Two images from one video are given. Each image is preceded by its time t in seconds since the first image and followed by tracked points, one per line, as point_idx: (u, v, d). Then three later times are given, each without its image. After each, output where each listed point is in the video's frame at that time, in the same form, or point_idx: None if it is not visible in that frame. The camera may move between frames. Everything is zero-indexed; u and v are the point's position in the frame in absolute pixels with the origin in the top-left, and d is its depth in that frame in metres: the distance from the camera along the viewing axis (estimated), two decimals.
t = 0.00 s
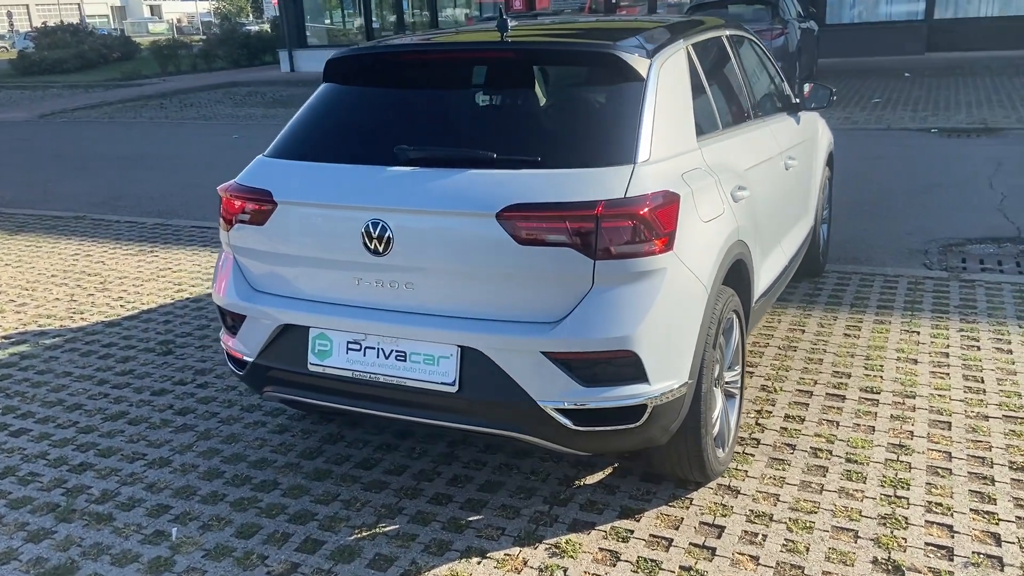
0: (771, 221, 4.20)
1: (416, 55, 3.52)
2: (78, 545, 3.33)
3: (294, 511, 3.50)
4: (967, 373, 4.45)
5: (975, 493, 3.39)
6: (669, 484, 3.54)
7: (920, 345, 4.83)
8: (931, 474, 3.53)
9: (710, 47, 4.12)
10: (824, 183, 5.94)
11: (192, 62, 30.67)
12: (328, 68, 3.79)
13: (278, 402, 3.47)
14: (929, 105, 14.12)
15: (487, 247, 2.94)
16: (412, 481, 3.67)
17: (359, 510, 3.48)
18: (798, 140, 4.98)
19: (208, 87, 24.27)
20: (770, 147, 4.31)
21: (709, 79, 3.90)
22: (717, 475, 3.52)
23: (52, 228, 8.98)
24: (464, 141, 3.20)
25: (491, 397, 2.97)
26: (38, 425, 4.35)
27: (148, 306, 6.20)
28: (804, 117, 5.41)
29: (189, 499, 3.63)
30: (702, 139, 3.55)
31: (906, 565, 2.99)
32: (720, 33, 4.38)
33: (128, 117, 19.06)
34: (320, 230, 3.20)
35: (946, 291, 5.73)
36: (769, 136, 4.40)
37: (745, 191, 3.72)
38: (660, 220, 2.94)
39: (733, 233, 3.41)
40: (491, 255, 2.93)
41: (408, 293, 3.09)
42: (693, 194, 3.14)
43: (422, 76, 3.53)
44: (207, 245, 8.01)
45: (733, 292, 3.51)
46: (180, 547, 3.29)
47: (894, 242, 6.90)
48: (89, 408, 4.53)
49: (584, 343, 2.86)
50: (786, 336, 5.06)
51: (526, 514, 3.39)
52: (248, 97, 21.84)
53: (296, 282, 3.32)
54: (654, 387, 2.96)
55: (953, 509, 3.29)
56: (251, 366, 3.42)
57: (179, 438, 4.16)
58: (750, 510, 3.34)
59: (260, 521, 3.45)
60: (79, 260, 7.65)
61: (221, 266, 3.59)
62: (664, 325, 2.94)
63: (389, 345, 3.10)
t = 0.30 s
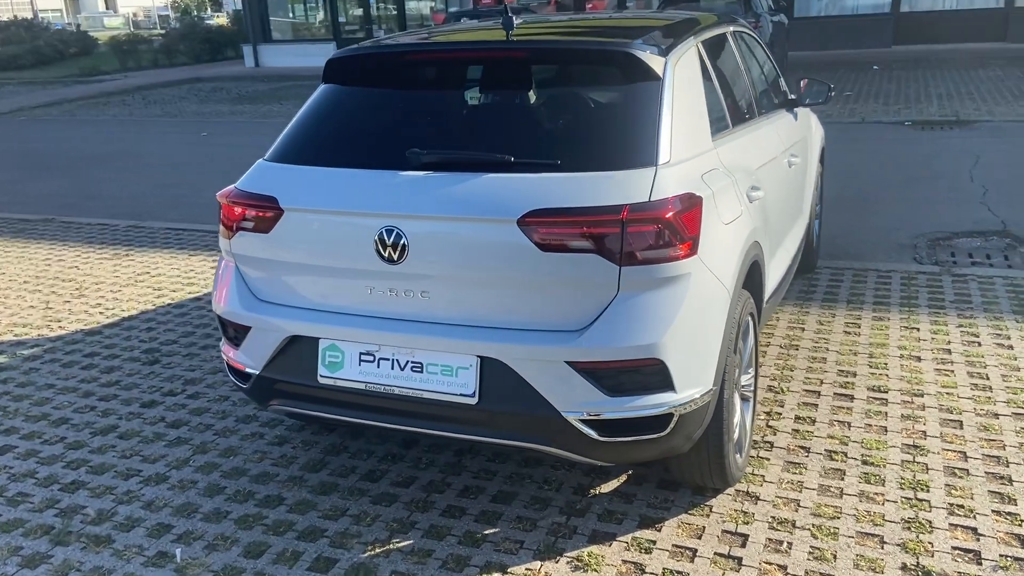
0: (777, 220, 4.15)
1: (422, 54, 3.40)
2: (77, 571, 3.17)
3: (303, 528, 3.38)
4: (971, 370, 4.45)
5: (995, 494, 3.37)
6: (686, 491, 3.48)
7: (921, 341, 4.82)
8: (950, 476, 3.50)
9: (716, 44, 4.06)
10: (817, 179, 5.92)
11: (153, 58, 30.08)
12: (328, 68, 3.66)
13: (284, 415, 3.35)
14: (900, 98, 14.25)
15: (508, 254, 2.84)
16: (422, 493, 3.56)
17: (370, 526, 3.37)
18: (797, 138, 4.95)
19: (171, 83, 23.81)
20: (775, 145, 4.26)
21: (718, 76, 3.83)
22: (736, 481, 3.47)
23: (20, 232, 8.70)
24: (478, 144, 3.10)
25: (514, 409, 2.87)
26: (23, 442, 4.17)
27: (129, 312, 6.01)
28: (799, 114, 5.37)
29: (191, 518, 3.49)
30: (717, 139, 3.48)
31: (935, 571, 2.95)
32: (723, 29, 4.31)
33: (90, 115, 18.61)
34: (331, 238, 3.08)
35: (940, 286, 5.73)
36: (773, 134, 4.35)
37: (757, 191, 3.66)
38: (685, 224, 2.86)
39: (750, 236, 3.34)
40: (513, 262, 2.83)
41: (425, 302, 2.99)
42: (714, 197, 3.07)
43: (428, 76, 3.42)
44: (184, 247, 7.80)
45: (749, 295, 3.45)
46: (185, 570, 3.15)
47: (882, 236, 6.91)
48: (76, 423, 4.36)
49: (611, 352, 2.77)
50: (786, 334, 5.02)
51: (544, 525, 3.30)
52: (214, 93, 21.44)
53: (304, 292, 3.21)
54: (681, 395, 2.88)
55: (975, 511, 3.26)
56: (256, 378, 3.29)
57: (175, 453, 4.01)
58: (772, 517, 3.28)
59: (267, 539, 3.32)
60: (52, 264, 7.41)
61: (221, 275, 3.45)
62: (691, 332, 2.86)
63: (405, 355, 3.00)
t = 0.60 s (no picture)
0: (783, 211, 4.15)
1: (433, 46, 3.33)
2: None
3: (317, 534, 3.28)
4: (970, 358, 4.49)
5: (1009, 480, 3.39)
6: (705, 485, 3.45)
7: (917, 330, 4.87)
8: (963, 464, 3.53)
9: (721, 35, 4.04)
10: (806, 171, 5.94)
11: (106, 55, 29.41)
12: (333, 63, 3.57)
13: (295, 417, 3.25)
14: (864, 91, 14.45)
15: (535, 249, 2.78)
16: (436, 494, 3.49)
17: (386, 529, 3.28)
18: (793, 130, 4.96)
19: (127, 80, 23.29)
20: (777, 138, 4.26)
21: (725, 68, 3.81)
22: (755, 473, 3.45)
23: None
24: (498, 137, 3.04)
25: (541, 407, 2.82)
26: (12, 452, 4.01)
27: (109, 315, 5.83)
28: (792, 106, 5.39)
29: (198, 526, 3.38)
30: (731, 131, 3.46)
31: (962, 559, 2.96)
32: (725, 20, 4.29)
33: (44, 113, 18.11)
34: (348, 235, 3.00)
35: (927, 275, 5.80)
36: (774, 127, 4.35)
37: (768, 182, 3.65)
38: (713, 215, 2.83)
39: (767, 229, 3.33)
40: (541, 257, 2.77)
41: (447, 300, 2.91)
42: (735, 188, 3.05)
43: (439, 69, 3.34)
44: (158, 248, 7.61)
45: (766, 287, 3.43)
46: None
47: (864, 227, 6.98)
48: (66, 431, 4.20)
49: (642, 346, 2.73)
50: (783, 325, 5.03)
51: (566, 524, 3.25)
52: (172, 90, 21.01)
53: (319, 291, 3.11)
54: (710, 390, 2.85)
55: (993, 498, 3.28)
56: (268, 381, 3.19)
57: (174, 459, 3.88)
58: (794, 510, 3.27)
59: (281, 546, 3.22)
60: (22, 267, 7.17)
61: (227, 278, 3.35)
62: (720, 324, 2.83)
63: (428, 355, 2.93)
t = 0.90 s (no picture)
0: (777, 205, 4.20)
1: (439, 44, 3.30)
2: None
3: (331, 539, 3.23)
4: (956, 347, 4.60)
5: (1009, 466, 3.48)
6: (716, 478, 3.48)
7: (902, 321, 4.97)
8: (962, 451, 3.61)
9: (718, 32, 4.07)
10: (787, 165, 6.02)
11: (50, 53, 28.63)
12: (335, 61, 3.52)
13: (306, 421, 3.21)
14: (821, 87, 14.72)
15: (558, 248, 2.77)
16: (448, 496, 3.46)
17: (401, 533, 3.25)
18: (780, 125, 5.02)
19: (74, 79, 22.70)
20: (770, 134, 4.32)
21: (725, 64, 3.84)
22: (765, 465, 3.49)
23: None
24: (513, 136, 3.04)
25: (566, 405, 2.82)
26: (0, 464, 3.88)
27: (85, 321, 5.67)
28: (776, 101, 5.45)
29: (206, 535, 3.30)
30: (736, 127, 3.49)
31: (974, 545, 3.03)
32: (719, 16, 4.33)
33: None
34: (364, 236, 2.96)
35: (903, 266, 5.92)
36: (767, 124, 4.40)
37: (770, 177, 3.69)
38: (733, 210, 2.85)
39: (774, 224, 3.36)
40: (564, 256, 2.77)
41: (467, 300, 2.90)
42: (748, 184, 3.08)
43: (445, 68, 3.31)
44: (127, 250, 7.42)
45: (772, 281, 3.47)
46: None
47: (838, 221, 7.11)
48: (55, 441, 4.08)
49: (668, 343, 2.74)
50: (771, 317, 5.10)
51: (582, 522, 3.25)
52: (122, 89, 20.53)
53: (332, 293, 3.07)
54: (732, 383, 2.88)
55: (995, 484, 3.37)
56: (279, 386, 3.13)
57: (172, 467, 3.79)
58: (805, 500, 3.32)
59: (295, 553, 3.17)
60: None
61: (230, 285, 3.28)
62: (740, 318, 2.86)
63: (450, 355, 2.91)
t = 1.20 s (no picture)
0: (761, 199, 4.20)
1: (428, 39, 3.21)
2: None
3: (327, 549, 3.14)
4: (933, 337, 4.67)
5: (997, 453, 3.54)
6: (713, 474, 3.47)
7: (877, 312, 5.03)
8: (950, 439, 3.66)
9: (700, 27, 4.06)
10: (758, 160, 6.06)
11: None
12: (318, 56, 3.41)
13: (299, 429, 3.11)
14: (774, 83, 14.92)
15: (560, 246, 2.72)
16: (444, 501, 3.39)
17: (400, 540, 3.17)
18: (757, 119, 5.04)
19: (12, 81, 21.97)
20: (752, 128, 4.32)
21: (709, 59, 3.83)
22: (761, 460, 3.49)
23: None
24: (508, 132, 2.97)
25: (571, 406, 2.78)
26: None
27: (45, 331, 5.46)
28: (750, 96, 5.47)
29: (195, 549, 3.19)
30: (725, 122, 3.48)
31: (972, 532, 3.05)
32: (698, 11, 4.32)
33: None
34: (358, 237, 2.87)
35: (873, 259, 6.00)
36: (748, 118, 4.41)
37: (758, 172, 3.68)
38: (735, 205, 2.84)
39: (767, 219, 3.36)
40: (567, 254, 2.73)
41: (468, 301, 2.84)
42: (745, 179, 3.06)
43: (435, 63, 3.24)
44: (83, 257, 7.18)
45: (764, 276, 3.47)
46: None
47: (803, 215, 7.19)
48: (25, 456, 3.91)
49: (674, 340, 2.72)
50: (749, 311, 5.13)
51: (583, 523, 3.21)
52: (64, 91, 19.93)
53: (325, 296, 2.98)
54: (737, 379, 2.87)
55: (986, 471, 3.41)
56: (271, 394, 3.04)
57: (153, 480, 3.66)
58: (804, 493, 3.32)
59: (291, 564, 3.07)
60: None
61: (215, 290, 3.16)
62: (743, 313, 2.85)
63: (451, 357, 2.85)
